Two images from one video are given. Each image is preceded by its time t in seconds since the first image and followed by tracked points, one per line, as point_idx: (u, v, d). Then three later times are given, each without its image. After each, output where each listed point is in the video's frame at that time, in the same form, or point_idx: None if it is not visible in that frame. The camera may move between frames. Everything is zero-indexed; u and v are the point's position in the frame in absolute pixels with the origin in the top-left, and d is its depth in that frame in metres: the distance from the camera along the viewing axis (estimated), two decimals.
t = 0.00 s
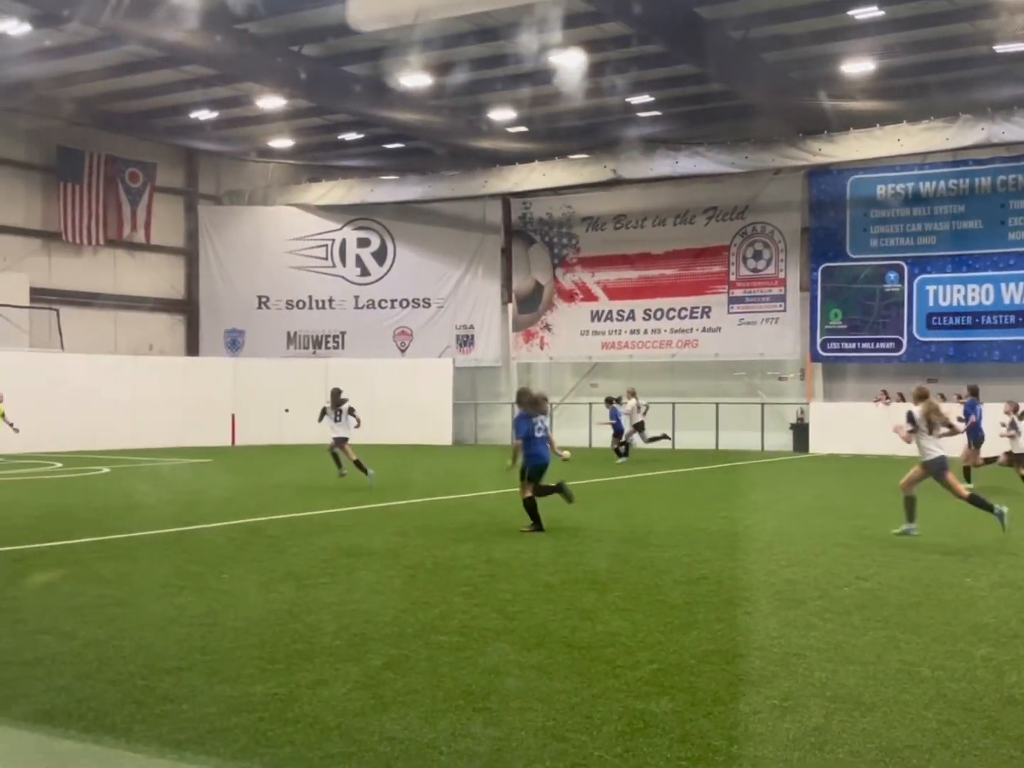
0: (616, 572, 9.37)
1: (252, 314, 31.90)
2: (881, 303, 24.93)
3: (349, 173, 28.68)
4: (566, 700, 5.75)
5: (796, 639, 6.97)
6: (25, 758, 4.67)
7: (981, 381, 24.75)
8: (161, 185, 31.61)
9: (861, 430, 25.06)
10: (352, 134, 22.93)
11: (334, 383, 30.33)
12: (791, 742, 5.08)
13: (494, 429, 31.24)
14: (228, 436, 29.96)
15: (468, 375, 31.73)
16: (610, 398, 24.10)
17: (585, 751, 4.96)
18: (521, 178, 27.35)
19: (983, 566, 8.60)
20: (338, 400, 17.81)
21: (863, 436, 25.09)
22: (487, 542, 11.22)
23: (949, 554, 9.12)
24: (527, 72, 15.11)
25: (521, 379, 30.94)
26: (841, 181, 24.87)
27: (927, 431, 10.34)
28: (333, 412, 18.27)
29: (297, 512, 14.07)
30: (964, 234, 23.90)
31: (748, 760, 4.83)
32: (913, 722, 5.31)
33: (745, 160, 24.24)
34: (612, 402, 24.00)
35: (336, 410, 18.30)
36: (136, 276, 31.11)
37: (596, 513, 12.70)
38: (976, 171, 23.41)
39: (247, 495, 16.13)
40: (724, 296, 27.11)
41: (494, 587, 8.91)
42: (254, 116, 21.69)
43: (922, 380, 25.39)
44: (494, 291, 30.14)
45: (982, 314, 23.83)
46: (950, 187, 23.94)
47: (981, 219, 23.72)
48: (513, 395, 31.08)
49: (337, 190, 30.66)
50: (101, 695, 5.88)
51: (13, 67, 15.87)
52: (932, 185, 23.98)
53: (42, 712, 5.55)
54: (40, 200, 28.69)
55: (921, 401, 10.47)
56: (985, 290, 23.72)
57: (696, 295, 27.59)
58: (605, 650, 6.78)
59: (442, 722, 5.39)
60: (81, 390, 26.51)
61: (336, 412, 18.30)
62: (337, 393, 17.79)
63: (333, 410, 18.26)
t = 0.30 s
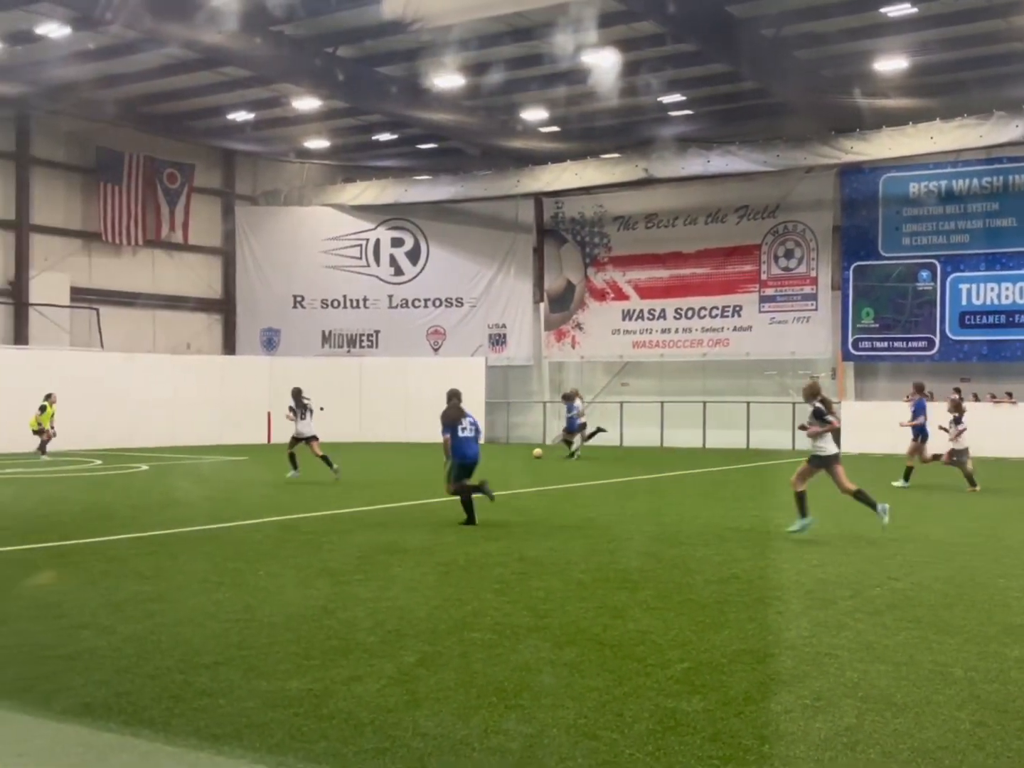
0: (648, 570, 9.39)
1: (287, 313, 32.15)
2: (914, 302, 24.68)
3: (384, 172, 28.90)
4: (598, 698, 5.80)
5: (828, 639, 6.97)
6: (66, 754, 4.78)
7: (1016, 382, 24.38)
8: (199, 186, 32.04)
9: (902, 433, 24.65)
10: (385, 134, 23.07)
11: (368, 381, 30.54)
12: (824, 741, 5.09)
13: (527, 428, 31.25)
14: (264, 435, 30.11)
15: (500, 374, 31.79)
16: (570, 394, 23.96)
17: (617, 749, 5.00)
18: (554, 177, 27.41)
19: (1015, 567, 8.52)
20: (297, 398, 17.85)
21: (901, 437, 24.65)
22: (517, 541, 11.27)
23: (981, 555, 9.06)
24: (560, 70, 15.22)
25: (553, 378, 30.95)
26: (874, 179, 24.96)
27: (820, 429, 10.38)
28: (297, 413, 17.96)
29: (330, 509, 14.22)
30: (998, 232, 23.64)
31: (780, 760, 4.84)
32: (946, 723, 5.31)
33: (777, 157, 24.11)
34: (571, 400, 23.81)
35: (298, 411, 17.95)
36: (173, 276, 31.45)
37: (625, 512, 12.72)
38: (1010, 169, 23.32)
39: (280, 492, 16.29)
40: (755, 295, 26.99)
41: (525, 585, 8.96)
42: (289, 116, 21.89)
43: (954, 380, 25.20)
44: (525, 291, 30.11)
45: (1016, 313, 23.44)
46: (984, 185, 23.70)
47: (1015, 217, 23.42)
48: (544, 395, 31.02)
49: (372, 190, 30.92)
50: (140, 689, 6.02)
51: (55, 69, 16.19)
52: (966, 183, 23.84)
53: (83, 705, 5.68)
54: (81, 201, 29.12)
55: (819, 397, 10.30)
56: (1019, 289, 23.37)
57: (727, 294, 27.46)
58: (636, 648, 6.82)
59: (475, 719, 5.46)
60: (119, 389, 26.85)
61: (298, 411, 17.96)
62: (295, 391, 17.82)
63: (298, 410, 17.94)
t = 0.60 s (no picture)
0: (676, 569, 9.42)
1: (320, 312, 32.38)
2: (943, 301, 24.34)
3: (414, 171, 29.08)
4: (626, 696, 5.83)
5: (857, 639, 6.96)
6: (103, 749, 4.90)
7: None
8: (233, 187, 32.37)
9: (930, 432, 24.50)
10: (416, 134, 23.21)
11: (399, 379, 30.72)
12: (852, 742, 5.11)
13: (556, 425, 31.38)
14: (296, 432, 30.36)
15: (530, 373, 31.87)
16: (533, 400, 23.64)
17: (646, 748, 5.03)
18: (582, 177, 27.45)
19: None
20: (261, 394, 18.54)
21: (930, 436, 24.46)
22: (546, 539, 11.32)
23: (1010, 555, 9.00)
24: (588, 68, 15.40)
25: (582, 377, 30.90)
26: (903, 177, 24.79)
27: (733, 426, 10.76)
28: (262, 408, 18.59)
29: (360, 507, 14.37)
30: None
31: (807, 760, 4.86)
32: (975, 724, 5.30)
33: (805, 155, 24.05)
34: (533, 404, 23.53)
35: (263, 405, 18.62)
36: (208, 275, 31.73)
37: (651, 511, 12.75)
38: None
39: (314, 491, 16.42)
40: (784, 293, 26.83)
41: (554, 583, 9.02)
42: (321, 117, 22.10)
43: (984, 379, 25.02)
44: (554, 290, 30.19)
45: None
46: (1015, 183, 23.43)
47: None
48: (572, 394, 30.98)
49: (403, 190, 31.13)
50: (174, 684, 6.14)
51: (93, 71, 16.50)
52: (996, 181, 23.57)
53: (120, 700, 5.81)
54: (117, 201, 29.51)
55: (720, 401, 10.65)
56: None
57: (755, 293, 27.32)
58: (664, 647, 6.85)
59: (504, 716, 5.52)
60: (153, 387, 27.14)
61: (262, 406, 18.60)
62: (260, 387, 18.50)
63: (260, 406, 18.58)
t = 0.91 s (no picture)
0: (702, 568, 9.43)
1: (350, 311, 32.55)
2: (971, 300, 24.12)
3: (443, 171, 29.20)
4: (652, 695, 5.87)
5: (884, 638, 6.96)
6: (138, 742, 5.02)
7: None
8: (265, 187, 32.65)
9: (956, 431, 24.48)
10: (444, 134, 23.29)
11: (427, 377, 30.87)
12: (879, 742, 5.11)
13: (583, 423, 31.56)
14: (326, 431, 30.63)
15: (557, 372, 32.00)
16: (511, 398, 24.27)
17: (672, 746, 5.06)
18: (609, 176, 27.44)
19: None
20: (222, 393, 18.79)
21: (956, 434, 24.49)
22: (573, 537, 11.36)
23: None
24: (616, 67, 15.37)
25: (608, 375, 31.15)
26: (931, 175, 24.48)
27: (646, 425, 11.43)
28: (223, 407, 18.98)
29: (387, 505, 14.46)
30: None
31: (833, 759, 4.88)
32: (1002, 724, 5.30)
33: (831, 154, 23.94)
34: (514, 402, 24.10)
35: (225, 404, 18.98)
36: (239, 275, 32.10)
37: (675, 509, 12.78)
38: None
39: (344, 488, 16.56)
40: (810, 293, 26.69)
41: (581, 581, 9.06)
42: (351, 117, 22.25)
43: (1013, 378, 24.74)
44: (581, 288, 30.24)
45: None
46: None
47: None
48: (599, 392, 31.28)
49: (431, 189, 31.27)
50: (205, 680, 6.25)
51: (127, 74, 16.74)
52: None
53: (153, 695, 5.92)
54: (150, 201, 29.85)
55: (644, 396, 11.26)
56: None
57: (781, 292, 27.21)
58: (691, 645, 6.88)
59: (531, 713, 5.58)
60: (185, 386, 27.45)
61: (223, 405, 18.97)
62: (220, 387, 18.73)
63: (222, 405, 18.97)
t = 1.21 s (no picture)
0: (735, 566, 9.45)
1: (384, 310, 32.76)
2: (1005, 298, 23.83)
3: (477, 172, 29.31)
4: (684, 693, 5.90)
5: (917, 638, 6.94)
6: (179, 734, 5.16)
7: None
8: (301, 188, 32.92)
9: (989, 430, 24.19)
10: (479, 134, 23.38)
11: (461, 374, 30.98)
12: (912, 742, 5.12)
13: (614, 422, 31.29)
14: (361, 429, 30.83)
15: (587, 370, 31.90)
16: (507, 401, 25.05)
17: (704, 744, 5.10)
18: (641, 175, 27.39)
19: None
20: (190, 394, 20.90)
21: (990, 434, 24.15)
22: (606, 535, 11.40)
23: None
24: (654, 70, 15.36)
25: (640, 374, 31.04)
26: (964, 171, 23.79)
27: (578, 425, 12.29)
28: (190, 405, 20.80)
29: (421, 502, 14.60)
30: None
31: (865, 759, 4.90)
32: None
33: (865, 153, 23.76)
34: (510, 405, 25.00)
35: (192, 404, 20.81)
36: (277, 275, 32.44)
37: (704, 510, 12.75)
38: None
39: (380, 485, 16.74)
40: (842, 292, 26.69)
41: (613, 580, 9.10)
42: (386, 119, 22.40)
43: None
44: (613, 287, 30.27)
45: None
46: None
47: None
48: (631, 390, 31.10)
49: (465, 189, 31.38)
50: (244, 674, 6.38)
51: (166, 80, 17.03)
52: None
53: (193, 688, 6.06)
54: (190, 202, 30.26)
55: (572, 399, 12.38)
56: None
57: (812, 291, 27.27)
58: (723, 644, 6.90)
59: (564, 709, 5.65)
60: (223, 385, 27.81)
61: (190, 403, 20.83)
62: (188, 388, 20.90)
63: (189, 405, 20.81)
